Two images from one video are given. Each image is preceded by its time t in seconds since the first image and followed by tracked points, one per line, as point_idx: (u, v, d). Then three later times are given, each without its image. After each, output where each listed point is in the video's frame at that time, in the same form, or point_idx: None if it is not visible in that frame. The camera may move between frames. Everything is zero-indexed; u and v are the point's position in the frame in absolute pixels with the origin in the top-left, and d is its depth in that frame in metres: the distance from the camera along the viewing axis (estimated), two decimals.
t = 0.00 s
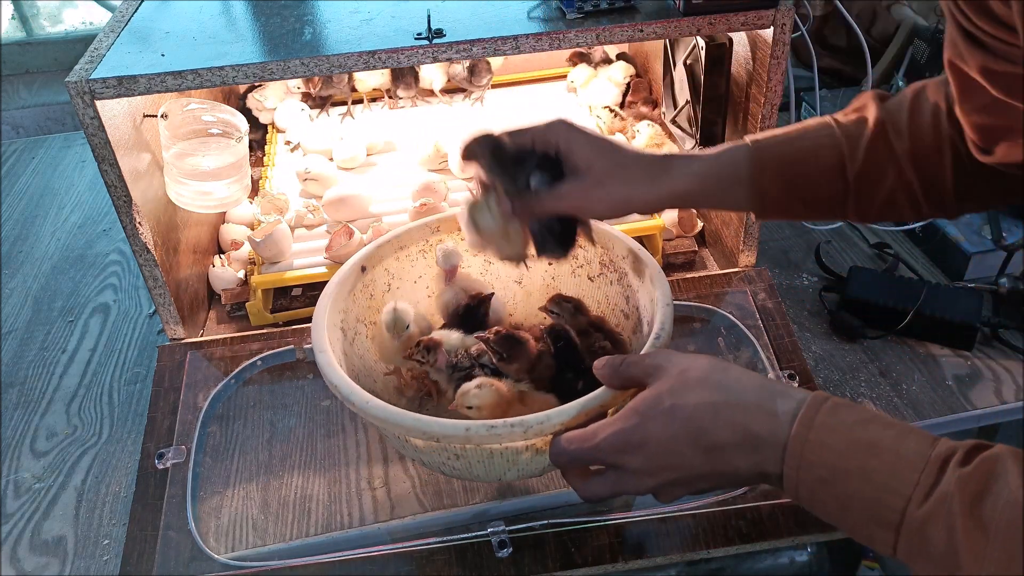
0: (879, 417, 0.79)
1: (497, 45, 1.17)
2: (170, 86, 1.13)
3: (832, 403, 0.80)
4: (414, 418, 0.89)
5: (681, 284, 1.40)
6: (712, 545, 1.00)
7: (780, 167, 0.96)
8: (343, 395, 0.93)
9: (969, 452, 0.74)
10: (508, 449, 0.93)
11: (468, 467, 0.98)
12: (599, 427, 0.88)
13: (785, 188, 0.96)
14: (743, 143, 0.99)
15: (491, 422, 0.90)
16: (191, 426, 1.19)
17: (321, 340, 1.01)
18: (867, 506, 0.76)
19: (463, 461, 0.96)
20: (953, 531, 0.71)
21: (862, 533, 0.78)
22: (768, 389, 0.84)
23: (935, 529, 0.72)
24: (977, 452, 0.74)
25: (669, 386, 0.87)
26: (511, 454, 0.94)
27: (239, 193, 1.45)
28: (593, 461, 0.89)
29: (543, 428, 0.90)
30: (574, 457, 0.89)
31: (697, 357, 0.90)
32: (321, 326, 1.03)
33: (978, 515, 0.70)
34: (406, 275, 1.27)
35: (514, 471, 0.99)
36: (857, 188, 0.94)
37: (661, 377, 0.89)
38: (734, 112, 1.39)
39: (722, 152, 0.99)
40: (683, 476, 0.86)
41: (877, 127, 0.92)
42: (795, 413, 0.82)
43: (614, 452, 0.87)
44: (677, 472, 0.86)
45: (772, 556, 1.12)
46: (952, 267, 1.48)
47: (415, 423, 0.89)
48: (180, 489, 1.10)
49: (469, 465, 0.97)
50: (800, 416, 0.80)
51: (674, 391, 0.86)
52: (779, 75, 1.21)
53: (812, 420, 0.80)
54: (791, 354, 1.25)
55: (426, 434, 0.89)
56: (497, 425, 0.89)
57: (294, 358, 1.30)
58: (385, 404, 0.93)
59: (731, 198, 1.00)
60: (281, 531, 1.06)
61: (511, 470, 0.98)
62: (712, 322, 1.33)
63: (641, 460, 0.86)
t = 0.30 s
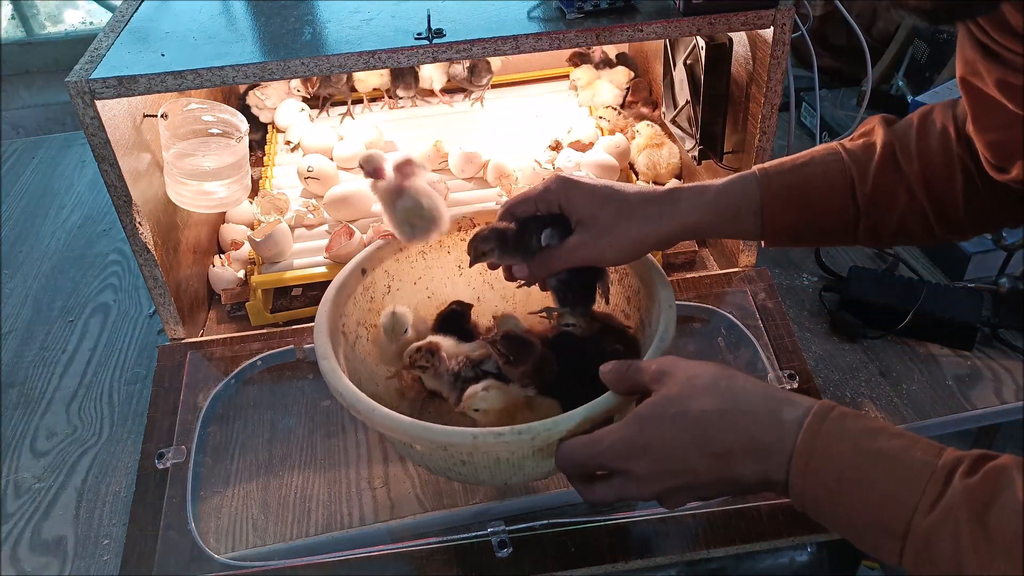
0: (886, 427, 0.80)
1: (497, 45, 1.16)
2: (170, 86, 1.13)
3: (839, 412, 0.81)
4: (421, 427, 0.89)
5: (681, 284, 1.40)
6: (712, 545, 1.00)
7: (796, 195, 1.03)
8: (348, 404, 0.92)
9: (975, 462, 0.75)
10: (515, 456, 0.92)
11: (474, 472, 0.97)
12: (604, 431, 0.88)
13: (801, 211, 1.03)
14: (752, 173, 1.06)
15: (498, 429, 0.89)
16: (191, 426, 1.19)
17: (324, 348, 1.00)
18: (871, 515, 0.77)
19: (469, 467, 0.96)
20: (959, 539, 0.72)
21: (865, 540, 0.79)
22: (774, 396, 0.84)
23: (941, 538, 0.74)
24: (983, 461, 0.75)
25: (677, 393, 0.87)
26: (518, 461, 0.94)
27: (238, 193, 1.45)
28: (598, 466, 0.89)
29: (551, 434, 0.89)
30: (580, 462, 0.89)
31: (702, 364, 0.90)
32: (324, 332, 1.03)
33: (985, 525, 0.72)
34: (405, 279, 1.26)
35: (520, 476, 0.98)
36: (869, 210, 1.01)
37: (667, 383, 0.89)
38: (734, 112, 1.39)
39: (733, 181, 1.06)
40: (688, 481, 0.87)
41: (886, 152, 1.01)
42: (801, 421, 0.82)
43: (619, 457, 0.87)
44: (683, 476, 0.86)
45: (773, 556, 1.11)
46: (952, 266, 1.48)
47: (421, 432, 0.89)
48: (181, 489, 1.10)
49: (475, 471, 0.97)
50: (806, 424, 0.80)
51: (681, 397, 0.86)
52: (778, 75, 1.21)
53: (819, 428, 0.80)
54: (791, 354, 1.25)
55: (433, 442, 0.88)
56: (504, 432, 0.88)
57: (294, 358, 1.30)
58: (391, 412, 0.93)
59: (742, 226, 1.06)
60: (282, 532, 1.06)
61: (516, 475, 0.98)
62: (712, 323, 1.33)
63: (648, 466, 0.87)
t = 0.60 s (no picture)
0: (889, 430, 0.80)
1: (497, 45, 1.16)
2: (170, 86, 1.13)
3: (842, 415, 0.81)
4: (425, 434, 0.88)
5: (681, 284, 1.39)
6: (712, 545, 1.00)
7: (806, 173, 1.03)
8: (352, 411, 0.92)
9: (978, 465, 0.76)
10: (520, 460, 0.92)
11: (479, 476, 0.97)
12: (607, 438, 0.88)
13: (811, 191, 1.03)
14: (767, 148, 1.05)
15: (503, 435, 0.88)
16: (191, 426, 1.18)
17: (325, 355, 1.00)
18: (874, 517, 0.77)
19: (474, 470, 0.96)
20: (962, 543, 0.73)
21: (868, 542, 0.79)
22: (777, 400, 0.84)
23: (944, 541, 0.74)
24: (987, 464, 0.75)
25: (679, 396, 0.86)
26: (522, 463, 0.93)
27: (238, 193, 1.45)
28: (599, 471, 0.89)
29: (555, 440, 0.88)
30: (583, 468, 0.89)
31: (705, 367, 0.89)
32: (326, 338, 1.03)
33: (989, 527, 0.72)
34: (405, 281, 1.26)
35: (523, 478, 0.99)
36: (886, 189, 1.02)
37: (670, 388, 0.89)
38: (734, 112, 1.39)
39: (751, 156, 1.05)
40: (692, 486, 0.87)
41: (904, 132, 1.02)
42: (804, 426, 0.82)
43: (624, 462, 0.87)
44: (687, 479, 0.86)
45: (773, 556, 1.11)
46: (952, 266, 1.48)
47: (425, 440, 0.88)
48: (181, 489, 1.10)
49: (479, 475, 0.97)
50: (809, 430, 0.81)
51: (683, 401, 0.86)
52: (778, 75, 1.21)
53: (822, 432, 0.80)
54: (791, 354, 1.25)
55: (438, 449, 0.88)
56: (509, 438, 0.87)
57: (294, 358, 1.30)
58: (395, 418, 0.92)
59: (758, 202, 1.05)
60: (282, 531, 1.06)
61: (521, 477, 0.98)
62: (711, 322, 1.33)
63: (652, 471, 0.87)
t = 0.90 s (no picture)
0: (892, 431, 0.80)
1: (497, 45, 1.16)
2: (171, 86, 1.13)
3: (845, 416, 0.81)
4: (430, 437, 0.89)
5: (681, 284, 1.39)
6: (712, 545, 1.00)
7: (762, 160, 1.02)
8: (356, 414, 0.92)
9: (980, 467, 0.76)
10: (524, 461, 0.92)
11: (484, 477, 0.97)
12: (611, 438, 0.88)
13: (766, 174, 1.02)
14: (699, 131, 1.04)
15: (508, 438, 0.89)
16: (191, 426, 1.18)
17: (327, 358, 1.00)
18: (876, 520, 0.78)
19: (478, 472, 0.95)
20: (965, 545, 0.73)
21: (870, 545, 0.79)
22: (779, 401, 0.84)
23: (948, 543, 0.74)
24: (989, 465, 0.76)
25: (681, 400, 0.86)
26: (526, 463, 0.93)
27: (239, 193, 1.45)
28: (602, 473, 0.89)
29: (559, 442, 0.89)
30: (587, 470, 0.90)
31: (708, 370, 0.89)
32: (326, 344, 1.02)
33: (992, 529, 0.72)
34: (402, 280, 1.26)
35: (528, 478, 0.99)
36: (802, 182, 1.00)
37: (672, 389, 0.88)
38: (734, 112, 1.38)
39: (678, 138, 1.04)
40: (694, 488, 0.87)
41: (829, 126, 0.99)
42: (807, 428, 0.82)
43: (627, 464, 0.87)
44: (689, 480, 0.86)
45: (773, 555, 1.11)
46: (952, 266, 1.48)
47: (431, 444, 0.89)
48: (181, 489, 1.10)
49: (483, 476, 0.97)
50: (813, 431, 0.80)
51: (686, 404, 0.86)
52: (779, 75, 1.21)
53: (826, 434, 0.80)
54: (791, 354, 1.25)
55: (443, 451, 0.88)
56: (514, 440, 0.88)
57: (294, 358, 1.30)
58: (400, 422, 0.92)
59: (680, 181, 1.04)
60: (282, 531, 1.06)
61: (525, 476, 0.98)
62: (712, 322, 1.32)
63: (654, 472, 0.87)
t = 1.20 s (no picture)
0: (895, 447, 0.80)
1: (497, 45, 1.16)
2: (170, 86, 1.13)
3: (847, 434, 0.81)
4: (433, 454, 0.89)
5: (681, 284, 1.39)
6: (712, 545, 1.00)
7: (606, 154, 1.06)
8: (359, 431, 0.92)
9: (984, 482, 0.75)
10: (526, 477, 0.91)
11: (486, 490, 0.97)
12: (612, 454, 0.89)
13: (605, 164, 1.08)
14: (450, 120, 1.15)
15: (510, 454, 0.88)
16: (191, 426, 1.18)
17: (329, 370, 1.00)
18: (881, 537, 0.77)
19: (479, 486, 0.95)
20: (969, 563, 0.72)
21: (877, 565, 0.79)
22: (781, 419, 0.85)
23: (952, 558, 0.73)
24: (993, 480, 0.75)
25: (684, 415, 0.87)
26: (528, 480, 0.93)
27: (239, 193, 1.45)
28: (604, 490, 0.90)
29: (561, 458, 0.89)
30: (588, 485, 0.90)
31: (711, 387, 0.90)
32: (327, 356, 1.02)
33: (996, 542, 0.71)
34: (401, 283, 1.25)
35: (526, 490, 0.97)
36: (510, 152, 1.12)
37: (674, 407, 0.89)
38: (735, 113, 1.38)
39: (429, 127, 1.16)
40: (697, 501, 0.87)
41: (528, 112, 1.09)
42: (810, 445, 0.82)
43: (628, 481, 0.88)
44: (689, 496, 0.87)
45: (773, 555, 1.11)
46: (952, 266, 1.48)
47: (434, 461, 0.89)
48: (181, 489, 1.10)
49: (486, 489, 0.96)
50: (816, 447, 0.81)
51: (688, 421, 0.87)
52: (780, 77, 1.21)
53: (827, 450, 0.80)
54: (791, 354, 1.25)
55: (447, 469, 0.88)
56: (516, 458, 0.88)
57: (294, 358, 1.30)
58: (402, 438, 0.92)
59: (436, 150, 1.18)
60: (282, 531, 1.06)
61: (526, 489, 0.97)
62: (712, 322, 1.32)
63: (655, 487, 0.88)
